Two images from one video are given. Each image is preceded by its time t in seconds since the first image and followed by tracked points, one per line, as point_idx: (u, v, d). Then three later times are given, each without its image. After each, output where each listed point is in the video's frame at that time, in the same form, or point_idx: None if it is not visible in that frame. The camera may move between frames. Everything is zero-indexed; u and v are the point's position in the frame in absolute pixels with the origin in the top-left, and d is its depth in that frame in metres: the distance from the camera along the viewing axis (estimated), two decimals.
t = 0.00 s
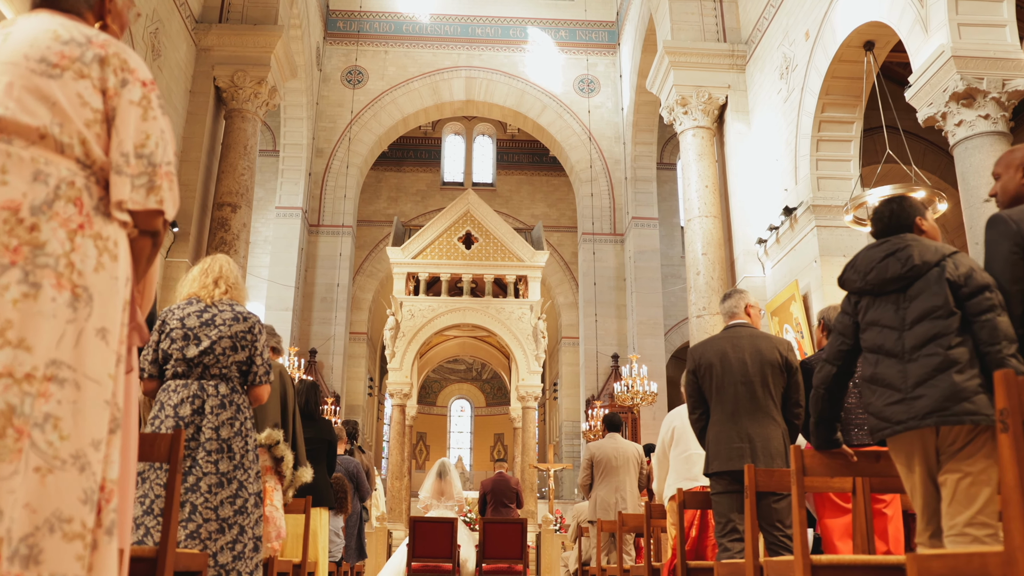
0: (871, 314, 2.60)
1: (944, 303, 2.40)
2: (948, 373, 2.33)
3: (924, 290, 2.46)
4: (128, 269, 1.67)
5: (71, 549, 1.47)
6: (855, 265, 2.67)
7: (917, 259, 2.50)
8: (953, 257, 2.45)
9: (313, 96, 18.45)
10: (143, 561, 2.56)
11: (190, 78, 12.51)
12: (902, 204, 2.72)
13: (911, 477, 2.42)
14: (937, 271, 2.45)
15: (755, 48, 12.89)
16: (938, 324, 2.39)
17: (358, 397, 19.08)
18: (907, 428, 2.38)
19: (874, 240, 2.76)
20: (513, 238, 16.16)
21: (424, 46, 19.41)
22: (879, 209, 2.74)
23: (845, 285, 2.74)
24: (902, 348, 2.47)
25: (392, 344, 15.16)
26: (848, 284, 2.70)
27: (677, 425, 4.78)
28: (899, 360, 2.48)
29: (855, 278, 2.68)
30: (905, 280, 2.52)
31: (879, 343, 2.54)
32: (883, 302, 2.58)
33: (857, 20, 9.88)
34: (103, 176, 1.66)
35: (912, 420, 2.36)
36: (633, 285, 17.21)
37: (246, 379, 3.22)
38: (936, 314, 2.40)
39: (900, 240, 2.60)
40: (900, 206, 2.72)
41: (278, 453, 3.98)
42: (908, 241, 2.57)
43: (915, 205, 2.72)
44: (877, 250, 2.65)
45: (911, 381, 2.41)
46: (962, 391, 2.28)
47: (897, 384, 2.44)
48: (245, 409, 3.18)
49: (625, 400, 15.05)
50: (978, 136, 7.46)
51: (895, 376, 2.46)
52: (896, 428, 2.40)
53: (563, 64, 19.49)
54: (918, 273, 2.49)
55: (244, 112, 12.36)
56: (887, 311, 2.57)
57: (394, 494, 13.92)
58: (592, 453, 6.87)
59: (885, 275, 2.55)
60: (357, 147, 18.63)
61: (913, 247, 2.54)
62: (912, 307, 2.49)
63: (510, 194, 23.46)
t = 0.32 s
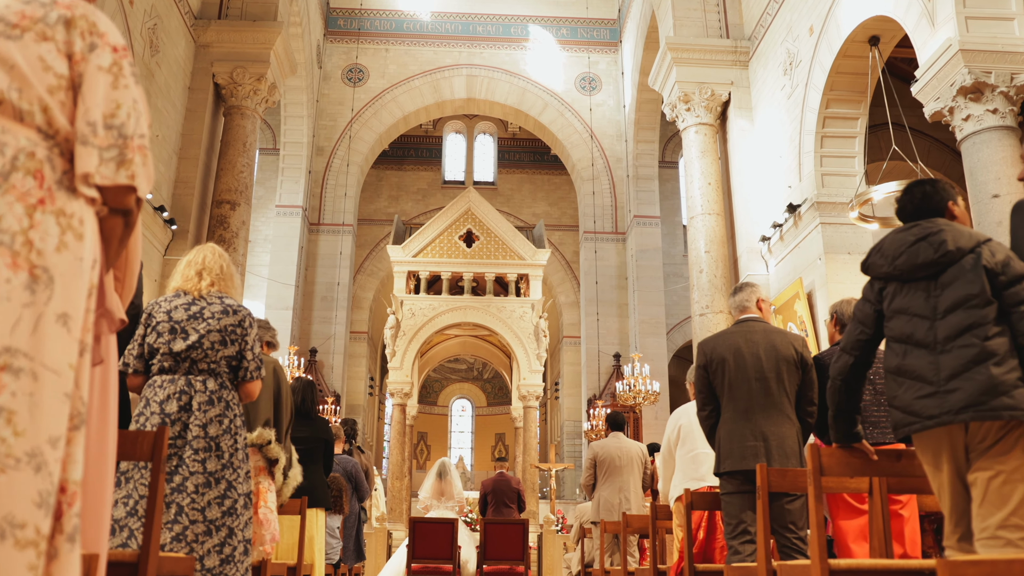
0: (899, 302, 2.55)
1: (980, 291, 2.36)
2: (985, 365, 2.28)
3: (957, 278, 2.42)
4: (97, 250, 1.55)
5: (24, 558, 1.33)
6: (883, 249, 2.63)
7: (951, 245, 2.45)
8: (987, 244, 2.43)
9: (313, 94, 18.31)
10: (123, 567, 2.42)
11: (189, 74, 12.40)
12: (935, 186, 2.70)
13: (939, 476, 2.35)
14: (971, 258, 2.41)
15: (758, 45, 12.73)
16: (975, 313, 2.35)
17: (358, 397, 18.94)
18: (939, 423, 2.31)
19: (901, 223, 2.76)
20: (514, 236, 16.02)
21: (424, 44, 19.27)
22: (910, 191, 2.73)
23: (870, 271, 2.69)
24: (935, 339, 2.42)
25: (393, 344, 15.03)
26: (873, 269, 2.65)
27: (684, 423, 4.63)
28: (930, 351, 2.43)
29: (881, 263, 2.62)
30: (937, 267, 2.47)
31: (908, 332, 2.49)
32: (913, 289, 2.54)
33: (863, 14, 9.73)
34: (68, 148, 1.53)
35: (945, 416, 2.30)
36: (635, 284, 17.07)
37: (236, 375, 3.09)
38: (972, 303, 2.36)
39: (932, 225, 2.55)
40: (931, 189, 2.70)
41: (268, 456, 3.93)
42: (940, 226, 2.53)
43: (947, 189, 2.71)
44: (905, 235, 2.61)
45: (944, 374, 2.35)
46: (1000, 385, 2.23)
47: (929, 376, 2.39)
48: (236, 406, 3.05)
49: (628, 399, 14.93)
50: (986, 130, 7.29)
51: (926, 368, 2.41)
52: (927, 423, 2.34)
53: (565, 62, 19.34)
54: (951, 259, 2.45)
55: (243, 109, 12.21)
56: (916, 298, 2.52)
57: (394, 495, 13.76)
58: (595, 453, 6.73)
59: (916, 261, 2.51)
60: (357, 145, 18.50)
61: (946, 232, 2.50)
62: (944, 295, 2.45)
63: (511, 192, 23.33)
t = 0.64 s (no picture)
0: (924, 289, 2.46)
1: (1012, 277, 2.27)
2: (1018, 355, 2.20)
3: (986, 263, 2.33)
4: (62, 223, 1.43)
5: None
6: (906, 234, 2.53)
7: (979, 228, 2.36)
8: (1017, 227, 2.34)
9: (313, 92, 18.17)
10: (103, 568, 2.28)
11: (187, 70, 12.29)
12: (964, 167, 2.62)
13: (968, 471, 2.25)
14: (1002, 242, 2.32)
15: (761, 40, 12.58)
16: (1006, 299, 2.26)
17: (358, 396, 18.82)
18: (967, 416, 2.22)
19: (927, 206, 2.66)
20: (515, 234, 15.88)
21: (425, 42, 19.12)
22: (937, 173, 2.64)
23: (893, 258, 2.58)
24: (964, 327, 2.33)
25: (393, 342, 14.91)
26: (896, 255, 2.55)
27: (691, 419, 4.50)
28: (958, 339, 2.34)
29: (904, 247, 2.53)
30: (965, 251, 2.38)
31: (935, 320, 2.40)
32: (939, 275, 2.44)
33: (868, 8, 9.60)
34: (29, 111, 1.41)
35: (975, 408, 2.20)
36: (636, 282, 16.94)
37: (226, 368, 2.96)
38: (1003, 289, 2.27)
39: (959, 208, 2.46)
40: (958, 171, 2.62)
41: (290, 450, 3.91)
42: (967, 209, 2.43)
43: (976, 170, 2.63)
44: (931, 218, 2.51)
45: (974, 364, 2.26)
46: None
47: (957, 367, 2.30)
48: (226, 400, 2.93)
49: (629, 398, 14.81)
50: (994, 125, 7.10)
51: (954, 358, 2.32)
52: (955, 416, 2.25)
53: (566, 60, 19.20)
54: (980, 243, 2.35)
55: (241, 105, 12.06)
56: (943, 285, 2.43)
57: (394, 494, 13.63)
58: (598, 451, 6.60)
59: (942, 245, 2.41)
60: (357, 143, 18.38)
61: (974, 215, 2.40)
62: (973, 282, 2.36)
63: (512, 190, 23.20)
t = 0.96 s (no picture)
0: (947, 274, 2.33)
1: None
2: None
3: (1013, 246, 2.20)
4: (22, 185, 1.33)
5: None
6: (926, 216, 2.39)
7: (1005, 209, 2.23)
8: None
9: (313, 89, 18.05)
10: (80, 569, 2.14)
11: (185, 66, 12.17)
12: (986, 146, 2.49)
13: (998, 466, 2.12)
14: None
15: (764, 36, 12.43)
16: None
17: (359, 395, 18.71)
18: (997, 407, 2.09)
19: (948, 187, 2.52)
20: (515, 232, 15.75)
21: (425, 39, 19.00)
22: (958, 153, 2.51)
23: (913, 242, 2.44)
24: (991, 313, 2.20)
25: (393, 340, 14.78)
26: (916, 239, 2.42)
27: (699, 415, 4.37)
28: (985, 327, 2.21)
29: (925, 231, 2.39)
30: (990, 233, 2.25)
31: (959, 306, 2.27)
32: (962, 259, 2.31)
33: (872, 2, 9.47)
34: None
35: (1005, 399, 2.08)
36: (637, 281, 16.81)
37: (215, 359, 2.84)
38: None
39: (983, 187, 2.32)
40: (980, 150, 2.49)
41: (299, 439, 3.91)
42: (992, 189, 2.30)
43: (1000, 150, 2.50)
44: (953, 199, 2.38)
45: (1003, 352, 2.14)
46: None
47: (985, 355, 2.17)
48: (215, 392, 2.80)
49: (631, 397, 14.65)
50: (1001, 119, 6.94)
51: (981, 346, 2.19)
52: (984, 407, 2.12)
53: (567, 58, 19.08)
54: (1007, 225, 2.22)
55: (240, 101, 11.93)
56: (967, 269, 2.29)
57: (394, 493, 13.49)
58: (601, 449, 6.47)
59: (965, 228, 2.28)
60: (358, 141, 18.25)
61: (998, 195, 2.28)
62: (999, 265, 2.23)
63: (513, 189, 23.08)
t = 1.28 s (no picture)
0: (972, 257, 2.19)
1: None
2: None
3: None
4: None
5: None
6: (950, 197, 2.27)
7: None
8: None
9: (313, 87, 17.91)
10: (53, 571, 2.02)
11: (184, 62, 12.04)
12: (1010, 124, 2.36)
13: None
14: None
15: (767, 31, 12.27)
16: None
17: (359, 394, 18.59)
18: None
19: (970, 167, 2.39)
20: (516, 229, 15.61)
21: (427, 36, 18.86)
22: (980, 131, 2.38)
23: (935, 225, 2.32)
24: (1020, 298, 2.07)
25: (393, 338, 14.66)
26: (938, 221, 2.30)
27: (706, 411, 4.24)
28: (1014, 314, 2.08)
29: (948, 212, 2.27)
30: (1017, 214, 2.12)
31: (986, 291, 2.14)
32: (989, 242, 2.17)
33: None
34: None
35: None
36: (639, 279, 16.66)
37: (201, 350, 2.71)
38: None
39: (1010, 166, 2.20)
40: (1004, 128, 2.36)
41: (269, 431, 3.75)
42: (1019, 167, 2.17)
43: None
44: (977, 179, 2.25)
45: None
46: None
47: (1016, 344, 2.04)
48: (201, 384, 2.67)
49: (633, 395, 14.54)
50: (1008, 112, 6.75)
51: (1012, 334, 2.06)
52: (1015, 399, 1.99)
53: (568, 55, 18.93)
54: None
55: (239, 98, 11.80)
56: (994, 253, 2.16)
57: (395, 492, 13.36)
58: (604, 446, 6.34)
59: (992, 208, 2.16)
60: (358, 138, 18.12)
61: None
62: None
63: (514, 187, 22.93)
